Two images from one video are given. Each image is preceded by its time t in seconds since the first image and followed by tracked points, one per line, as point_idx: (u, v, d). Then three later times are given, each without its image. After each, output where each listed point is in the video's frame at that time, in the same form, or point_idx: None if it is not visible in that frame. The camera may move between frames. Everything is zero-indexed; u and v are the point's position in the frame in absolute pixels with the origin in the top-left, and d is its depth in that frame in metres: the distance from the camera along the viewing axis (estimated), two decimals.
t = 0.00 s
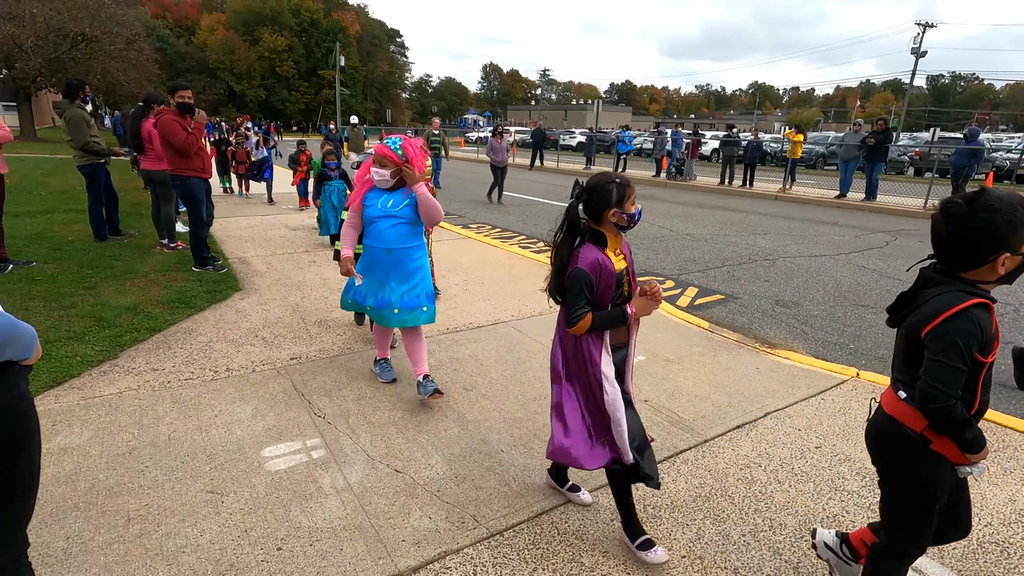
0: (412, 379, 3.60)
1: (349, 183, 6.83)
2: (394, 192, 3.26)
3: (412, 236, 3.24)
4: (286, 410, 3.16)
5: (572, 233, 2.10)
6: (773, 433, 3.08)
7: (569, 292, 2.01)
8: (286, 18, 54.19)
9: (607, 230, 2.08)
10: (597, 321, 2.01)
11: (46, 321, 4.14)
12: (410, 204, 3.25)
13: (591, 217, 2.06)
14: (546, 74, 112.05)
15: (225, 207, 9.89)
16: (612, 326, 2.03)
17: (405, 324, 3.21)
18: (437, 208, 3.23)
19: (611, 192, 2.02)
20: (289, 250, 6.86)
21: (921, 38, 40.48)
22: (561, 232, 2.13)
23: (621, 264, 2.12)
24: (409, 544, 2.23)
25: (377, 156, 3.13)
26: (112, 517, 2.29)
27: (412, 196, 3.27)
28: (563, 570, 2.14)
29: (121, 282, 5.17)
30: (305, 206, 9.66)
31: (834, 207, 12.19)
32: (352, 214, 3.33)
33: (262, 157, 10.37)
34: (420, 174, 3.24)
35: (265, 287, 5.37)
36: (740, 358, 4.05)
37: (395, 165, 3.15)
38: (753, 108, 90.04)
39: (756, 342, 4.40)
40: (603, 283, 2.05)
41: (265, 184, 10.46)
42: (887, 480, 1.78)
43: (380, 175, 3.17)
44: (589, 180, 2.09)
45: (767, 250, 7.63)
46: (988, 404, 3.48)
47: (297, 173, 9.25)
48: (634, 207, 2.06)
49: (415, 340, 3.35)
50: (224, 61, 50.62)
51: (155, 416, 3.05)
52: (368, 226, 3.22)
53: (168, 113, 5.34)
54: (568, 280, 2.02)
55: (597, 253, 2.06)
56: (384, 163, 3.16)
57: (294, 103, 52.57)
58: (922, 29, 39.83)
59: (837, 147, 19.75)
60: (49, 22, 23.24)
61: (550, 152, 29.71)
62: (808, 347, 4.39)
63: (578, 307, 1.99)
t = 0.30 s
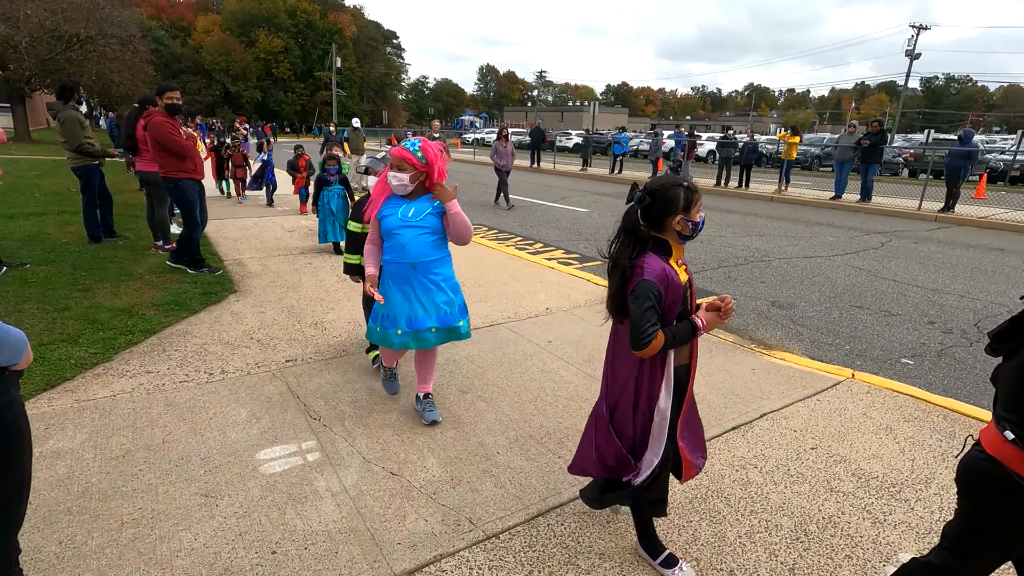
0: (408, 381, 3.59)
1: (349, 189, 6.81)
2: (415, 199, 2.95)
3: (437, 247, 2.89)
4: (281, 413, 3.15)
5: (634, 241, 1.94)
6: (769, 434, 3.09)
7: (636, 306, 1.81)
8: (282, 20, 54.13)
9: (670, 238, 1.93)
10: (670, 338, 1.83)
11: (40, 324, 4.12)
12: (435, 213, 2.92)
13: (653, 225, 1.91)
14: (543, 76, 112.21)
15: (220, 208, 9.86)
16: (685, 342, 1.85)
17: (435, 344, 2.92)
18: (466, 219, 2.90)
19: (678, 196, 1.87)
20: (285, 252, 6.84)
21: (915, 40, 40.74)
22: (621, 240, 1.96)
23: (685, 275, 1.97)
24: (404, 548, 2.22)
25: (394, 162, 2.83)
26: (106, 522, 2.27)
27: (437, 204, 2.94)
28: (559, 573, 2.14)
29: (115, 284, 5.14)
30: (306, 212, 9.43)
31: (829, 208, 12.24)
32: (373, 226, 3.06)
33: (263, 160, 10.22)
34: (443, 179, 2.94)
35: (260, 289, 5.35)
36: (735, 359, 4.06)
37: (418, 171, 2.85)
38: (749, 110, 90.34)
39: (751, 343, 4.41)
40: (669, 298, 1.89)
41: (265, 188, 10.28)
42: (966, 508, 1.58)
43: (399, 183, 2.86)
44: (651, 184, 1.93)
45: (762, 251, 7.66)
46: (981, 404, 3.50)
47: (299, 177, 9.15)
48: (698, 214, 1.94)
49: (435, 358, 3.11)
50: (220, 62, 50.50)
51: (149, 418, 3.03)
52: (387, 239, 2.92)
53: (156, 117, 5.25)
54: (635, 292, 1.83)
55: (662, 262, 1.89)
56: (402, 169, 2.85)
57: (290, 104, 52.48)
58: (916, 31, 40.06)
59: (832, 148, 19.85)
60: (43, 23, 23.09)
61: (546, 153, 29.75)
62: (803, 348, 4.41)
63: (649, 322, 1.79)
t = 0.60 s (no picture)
0: (403, 382, 3.59)
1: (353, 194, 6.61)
2: (434, 214, 2.59)
3: (456, 268, 2.51)
4: (275, 415, 3.14)
5: (696, 254, 1.82)
6: (763, 435, 3.09)
7: (698, 325, 1.71)
8: (278, 22, 54.09)
9: (734, 250, 1.83)
10: (733, 360, 1.74)
11: (32, 326, 4.09)
12: (454, 231, 2.54)
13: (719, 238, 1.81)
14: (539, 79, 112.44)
15: (216, 210, 9.84)
16: (748, 362, 1.77)
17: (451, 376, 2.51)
18: (490, 241, 2.52)
19: (746, 206, 1.78)
20: (281, 254, 6.83)
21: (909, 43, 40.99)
22: (681, 252, 1.85)
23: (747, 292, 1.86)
24: (398, 549, 2.21)
25: (411, 171, 2.49)
26: (97, 525, 2.25)
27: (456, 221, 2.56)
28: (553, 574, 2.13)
29: (109, 287, 5.11)
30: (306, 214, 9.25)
31: (824, 210, 12.30)
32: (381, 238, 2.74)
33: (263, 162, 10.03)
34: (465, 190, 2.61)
35: (255, 291, 5.34)
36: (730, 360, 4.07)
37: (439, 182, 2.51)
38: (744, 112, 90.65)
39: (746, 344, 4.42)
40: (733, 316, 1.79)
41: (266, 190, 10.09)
42: None
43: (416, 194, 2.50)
44: (715, 191, 1.83)
45: (758, 253, 7.69)
46: (975, 404, 3.52)
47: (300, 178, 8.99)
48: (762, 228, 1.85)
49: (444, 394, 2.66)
50: (216, 64, 50.40)
51: (142, 421, 3.02)
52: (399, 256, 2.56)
53: (146, 116, 5.25)
54: (698, 309, 1.72)
55: (726, 277, 1.79)
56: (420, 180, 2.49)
57: (286, 106, 52.40)
58: (910, 34, 40.32)
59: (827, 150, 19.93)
60: (37, 25, 22.99)
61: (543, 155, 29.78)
62: (798, 349, 4.42)
63: (712, 343, 1.70)
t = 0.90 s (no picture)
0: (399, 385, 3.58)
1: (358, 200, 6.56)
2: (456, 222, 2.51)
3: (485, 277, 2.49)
4: (270, 417, 3.13)
5: (780, 263, 1.67)
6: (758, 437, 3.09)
7: (789, 340, 1.57)
8: (276, 24, 54.09)
9: (822, 260, 1.68)
10: (829, 378, 1.58)
11: (26, 329, 4.08)
12: (482, 238, 2.52)
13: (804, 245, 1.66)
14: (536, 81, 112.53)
15: (212, 212, 9.83)
16: (845, 380, 1.61)
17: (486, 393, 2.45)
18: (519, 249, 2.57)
19: (836, 212, 1.63)
20: (277, 256, 6.82)
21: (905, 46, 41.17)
22: (762, 259, 1.71)
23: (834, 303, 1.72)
24: (392, 551, 2.21)
25: (439, 174, 2.40)
26: (90, 528, 2.25)
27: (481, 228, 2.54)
28: None
29: (104, 289, 5.09)
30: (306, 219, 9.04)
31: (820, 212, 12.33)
32: (398, 248, 2.44)
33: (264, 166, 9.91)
34: (487, 194, 2.59)
35: (251, 293, 5.33)
36: (725, 361, 4.09)
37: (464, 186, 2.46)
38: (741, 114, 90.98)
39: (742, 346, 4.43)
40: (825, 328, 1.64)
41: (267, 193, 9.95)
42: None
43: (441, 199, 2.41)
44: (801, 196, 1.69)
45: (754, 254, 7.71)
46: (969, 405, 3.53)
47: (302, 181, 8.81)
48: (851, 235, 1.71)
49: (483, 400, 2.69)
50: (213, 66, 50.38)
51: (136, 424, 3.01)
52: (423, 268, 2.41)
53: (134, 117, 5.23)
54: (787, 323, 1.59)
55: (815, 288, 1.64)
56: (446, 184, 2.41)
57: (284, 108, 52.37)
58: (906, 37, 40.53)
59: (823, 152, 19.98)
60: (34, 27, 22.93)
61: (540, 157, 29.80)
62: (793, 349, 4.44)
63: (805, 359, 1.55)
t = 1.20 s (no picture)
0: (397, 388, 3.57)
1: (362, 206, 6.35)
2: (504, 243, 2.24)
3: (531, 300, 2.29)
4: (268, 420, 3.12)
5: (875, 284, 1.54)
6: (755, 439, 3.09)
7: (883, 374, 1.46)
8: (274, 26, 54.10)
9: (924, 280, 1.54)
10: (924, 413, 1.48)
11: (23, 332, 4.06)
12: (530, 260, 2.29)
13: (904, 266, 1.52)
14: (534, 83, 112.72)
15: (210, 214, 9.82)
16: (941, 414, 1.49)
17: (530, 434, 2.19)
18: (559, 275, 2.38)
19: (945, 228, 1.48)
20: (275, 258, 6.81)
21: (902, 47, 41.27)
22: (854, 277, 1.58)
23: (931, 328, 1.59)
24: (390, 555, 2.20)
25: (496, 190, 2.13)
26: (86, 532, 2.24)
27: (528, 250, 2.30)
28: None
29: (101, 292, 5.08)
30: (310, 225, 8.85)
31: (818, 213, 12.35)
32: (446, 274, 2.11)
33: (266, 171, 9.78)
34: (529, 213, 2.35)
35: (249, 296, 5.32)
36: (723, 363, 4.09)
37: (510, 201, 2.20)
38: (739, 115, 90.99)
39: (741, 347, 4.43)
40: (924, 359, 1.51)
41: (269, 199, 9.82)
42: None
43: (489, 218, 2.12)
44: (900, 209, 1.54)
45: (752, 256, 7.71)
46: (968, 406, 3.53)
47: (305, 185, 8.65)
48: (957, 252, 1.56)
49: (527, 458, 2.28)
50: (211, 68, 50.36)
51: (133, 427, 3.00)
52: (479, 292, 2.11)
53: (133, 117, 5.23)
54: (879, 352, 1.47)
55: (913, 313, 1.51)
56: (493, 201, 2.14)
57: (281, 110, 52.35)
58: (903, 39, 40.65)
59: (820, 154, 20.02)
60: (31, 30, 22.90)
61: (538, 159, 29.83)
62: (791, 351, 4.44)
63: (901, 394, 1.45)
